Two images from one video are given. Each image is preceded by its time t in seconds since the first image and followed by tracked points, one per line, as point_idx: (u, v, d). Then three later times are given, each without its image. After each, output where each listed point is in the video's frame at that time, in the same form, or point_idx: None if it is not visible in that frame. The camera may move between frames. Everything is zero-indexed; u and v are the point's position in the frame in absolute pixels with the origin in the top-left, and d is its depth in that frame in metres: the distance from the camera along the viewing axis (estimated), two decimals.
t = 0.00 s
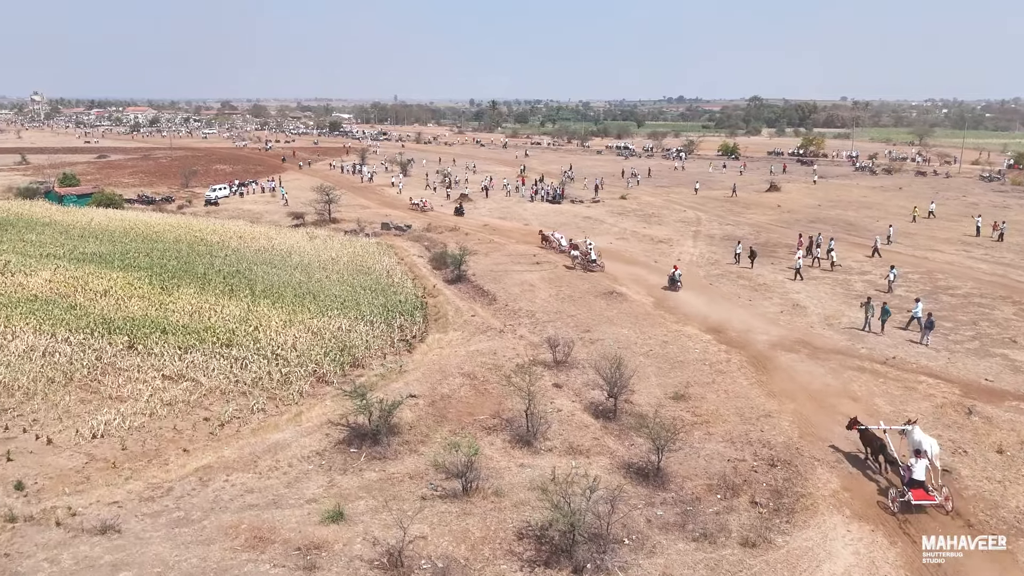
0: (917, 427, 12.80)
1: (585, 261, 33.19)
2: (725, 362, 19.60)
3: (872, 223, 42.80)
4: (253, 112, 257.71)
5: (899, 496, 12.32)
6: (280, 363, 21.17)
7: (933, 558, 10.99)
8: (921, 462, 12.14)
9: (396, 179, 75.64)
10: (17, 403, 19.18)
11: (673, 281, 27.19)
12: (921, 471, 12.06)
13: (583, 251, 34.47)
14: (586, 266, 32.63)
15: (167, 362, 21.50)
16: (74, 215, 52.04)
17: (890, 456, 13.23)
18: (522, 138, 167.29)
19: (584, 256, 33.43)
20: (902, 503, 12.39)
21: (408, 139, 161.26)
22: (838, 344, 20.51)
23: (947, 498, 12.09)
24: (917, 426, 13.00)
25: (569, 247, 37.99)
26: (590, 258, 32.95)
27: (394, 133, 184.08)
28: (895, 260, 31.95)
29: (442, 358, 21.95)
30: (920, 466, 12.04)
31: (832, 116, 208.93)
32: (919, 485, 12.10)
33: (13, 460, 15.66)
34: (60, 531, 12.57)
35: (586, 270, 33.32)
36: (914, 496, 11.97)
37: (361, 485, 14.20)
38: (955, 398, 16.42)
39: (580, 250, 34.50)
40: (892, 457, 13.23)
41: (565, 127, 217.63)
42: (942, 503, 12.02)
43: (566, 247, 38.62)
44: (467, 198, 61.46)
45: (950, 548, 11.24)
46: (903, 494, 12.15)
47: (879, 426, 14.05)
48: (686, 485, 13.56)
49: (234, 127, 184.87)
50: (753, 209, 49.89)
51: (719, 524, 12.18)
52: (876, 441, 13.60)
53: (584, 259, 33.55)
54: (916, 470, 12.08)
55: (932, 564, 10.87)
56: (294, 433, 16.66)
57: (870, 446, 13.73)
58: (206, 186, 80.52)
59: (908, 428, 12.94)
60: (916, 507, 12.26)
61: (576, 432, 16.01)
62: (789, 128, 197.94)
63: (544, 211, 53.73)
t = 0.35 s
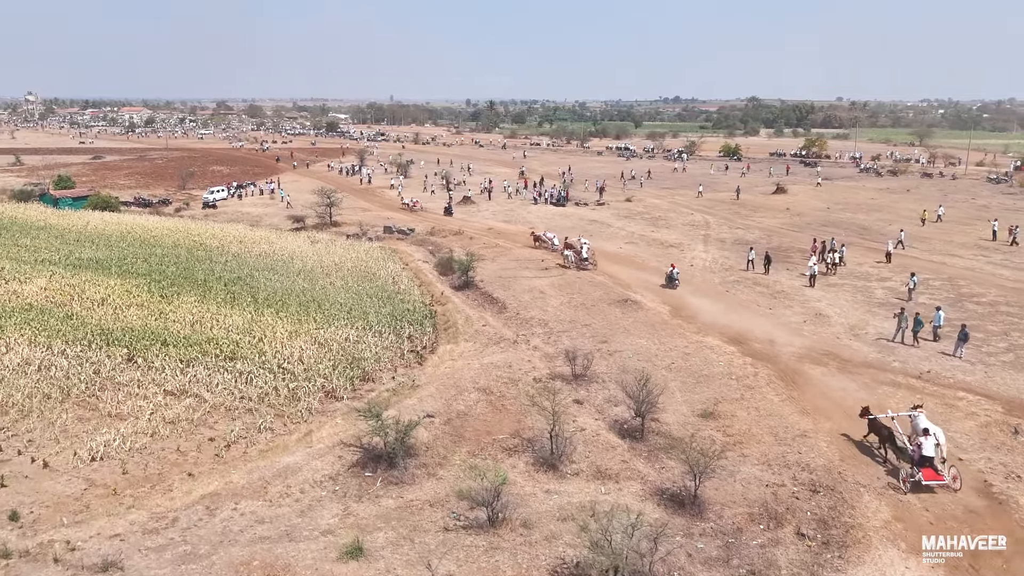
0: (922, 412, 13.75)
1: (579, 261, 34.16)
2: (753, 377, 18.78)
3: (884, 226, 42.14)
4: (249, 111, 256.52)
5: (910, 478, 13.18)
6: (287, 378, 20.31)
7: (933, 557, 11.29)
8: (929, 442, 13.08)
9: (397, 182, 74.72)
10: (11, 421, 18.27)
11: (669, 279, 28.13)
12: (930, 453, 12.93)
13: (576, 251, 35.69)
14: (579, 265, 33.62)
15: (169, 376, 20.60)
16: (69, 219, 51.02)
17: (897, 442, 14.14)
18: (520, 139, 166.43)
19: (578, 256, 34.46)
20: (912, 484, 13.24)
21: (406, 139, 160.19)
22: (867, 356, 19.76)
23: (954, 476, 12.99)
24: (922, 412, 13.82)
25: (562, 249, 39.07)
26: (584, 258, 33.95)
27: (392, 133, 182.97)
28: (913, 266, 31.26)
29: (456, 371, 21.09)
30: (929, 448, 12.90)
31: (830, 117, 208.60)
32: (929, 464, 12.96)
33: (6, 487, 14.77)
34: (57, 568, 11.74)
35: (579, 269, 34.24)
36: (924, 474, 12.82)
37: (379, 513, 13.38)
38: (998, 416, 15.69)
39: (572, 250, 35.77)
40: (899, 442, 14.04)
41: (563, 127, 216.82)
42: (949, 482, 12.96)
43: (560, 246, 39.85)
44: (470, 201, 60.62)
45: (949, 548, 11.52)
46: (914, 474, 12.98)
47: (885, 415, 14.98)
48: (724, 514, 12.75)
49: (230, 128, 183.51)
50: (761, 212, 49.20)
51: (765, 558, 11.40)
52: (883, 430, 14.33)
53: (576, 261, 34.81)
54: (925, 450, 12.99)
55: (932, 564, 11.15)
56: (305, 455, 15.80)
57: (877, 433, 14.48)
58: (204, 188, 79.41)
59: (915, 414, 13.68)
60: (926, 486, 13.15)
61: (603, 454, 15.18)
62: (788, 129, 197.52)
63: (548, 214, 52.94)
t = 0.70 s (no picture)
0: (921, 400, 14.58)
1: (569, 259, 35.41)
2: (781, 391, 18.01)
3: (892, 229, 41.65)
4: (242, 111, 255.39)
5: (914, 462, 13.92)
6: (292, 393, 19.42)
7: (934, 558, 11.49)
8: (930, 429, 13.89)
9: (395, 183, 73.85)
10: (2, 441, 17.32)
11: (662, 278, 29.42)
12: (932, 438, 13.69)
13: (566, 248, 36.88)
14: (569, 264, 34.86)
15: (168, 391, 19.70)
16: (61, 222, 49.90)
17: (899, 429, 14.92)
18: (515, 140, 165.65)
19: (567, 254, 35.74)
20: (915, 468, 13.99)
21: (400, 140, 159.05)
22: (897, 367, 19.07)
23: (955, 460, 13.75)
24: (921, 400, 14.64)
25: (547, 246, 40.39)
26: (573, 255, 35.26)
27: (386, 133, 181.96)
28: (927, 270, 30.71)
29: (469, 384, 20.25)
30: (931, 433, 13.63)
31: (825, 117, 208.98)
32: (930, 449, 13.75)
33: None
34: None
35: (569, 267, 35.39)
36: (927, 458, 13.59)
37: (398, 542, 12.63)
38: None
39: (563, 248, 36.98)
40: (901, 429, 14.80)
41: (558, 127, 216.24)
42: (949, 465, 13.72)
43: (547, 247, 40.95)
44: (470, 203, 59.79)
45: (951, 548, 11.73)
46: (917, 458, 13.76)
47: (886, 403, 15.81)
48: (768, 543, 11.99)
49: (222, 128, 181.83)
50: (766, 214, 48.64)
51: None
52: (887, 418, 15.09)
53: (566, 258, 36.08)
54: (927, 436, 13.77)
55: (931, 564, 11.38)
56: (316, 479, 14.98)
57: (881, 420, 15.21)
58: (197, 189, 78.22)
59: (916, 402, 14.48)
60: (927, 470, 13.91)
61: (633, 476, 14.41)
62: (782, 129, 197.80)
63: (550, 217, 52.20)
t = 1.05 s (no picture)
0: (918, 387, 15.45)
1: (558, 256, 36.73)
2: (811, 404, 17.34)
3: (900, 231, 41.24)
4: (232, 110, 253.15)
5: (913, 444, 14.71)
6: (299, 409, 18.54)
7: (933, 559, 11.56)
8: (929, 413, 14.72)
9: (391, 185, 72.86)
10: None
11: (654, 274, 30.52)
12: (931, 421, 14.51)
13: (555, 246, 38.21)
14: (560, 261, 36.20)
15: (169, 408, 18.77)
16: (51, 226, 48.62)
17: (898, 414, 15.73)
18: (509, 139, 164.70)
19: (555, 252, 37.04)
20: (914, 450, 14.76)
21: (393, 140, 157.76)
22: (928, 379, 18.46)
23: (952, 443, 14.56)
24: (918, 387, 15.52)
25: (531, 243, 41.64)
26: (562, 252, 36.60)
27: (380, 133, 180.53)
28: (942, 274, 30.23)
29: (484, 398, 19.44)
30: (931, 416, 14.44)
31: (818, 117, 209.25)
32: (930, 432, 14.55)
33: None
34: None
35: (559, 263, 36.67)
36: (928, 440, 14.40)
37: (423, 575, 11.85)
38: None
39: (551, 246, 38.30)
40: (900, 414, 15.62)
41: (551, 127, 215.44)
42: (947, 448, 14.52)
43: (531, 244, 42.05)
44: (469, 204, 58.97)
45: (949, 548, 11.83)
46: (917, 441, 14.56)
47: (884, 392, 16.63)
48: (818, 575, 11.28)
49: (213, 128, 179.77)
50: (770, 216, 48.16)
51: None
52: (886, 404, 15.92)
53: (556, 256, 37.37)
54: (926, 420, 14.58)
55: (931, 563, 11.45)
56: (330, 505, 14.14)
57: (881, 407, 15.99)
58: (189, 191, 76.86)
59: (914, 390, 15.34)
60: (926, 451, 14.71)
61: (668, 499, 13.62)
62: (776, 129, 197.90)
63: (552, 219, 51.47)
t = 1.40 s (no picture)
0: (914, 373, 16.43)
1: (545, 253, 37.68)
2: (846, 418, 16.65)
3: (908, 233, 40.85)
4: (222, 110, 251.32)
5: (911, 426, 15.71)
6: (308, 427, 17.65)
7: (933, 558, 11.64)
8: (926, 397, 15.72)
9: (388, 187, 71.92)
10: None
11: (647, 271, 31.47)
12: (928, 405, 15.50)
13: (544, 241, 38.82)
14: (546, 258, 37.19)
15: (171, 426, 17.85)
16: (42, 230, 47.43)
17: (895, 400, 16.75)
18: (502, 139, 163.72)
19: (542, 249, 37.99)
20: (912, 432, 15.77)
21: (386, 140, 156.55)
22: (964, 391, 17.85)
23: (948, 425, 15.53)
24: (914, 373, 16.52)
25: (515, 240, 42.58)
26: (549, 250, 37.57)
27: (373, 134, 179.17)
28: (958, 277, 29.75)
29: (502, 412, 18.64)
30: (928, 400, 15.42)
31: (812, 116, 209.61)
32: (927, 415, 15.56)
33: None
34: None
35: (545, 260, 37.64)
36: (924, 423, 15.41)
37: None
38: None
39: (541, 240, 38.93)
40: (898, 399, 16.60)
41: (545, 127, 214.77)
42: (943, 429, 15.52)
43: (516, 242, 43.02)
44: (469, 206, 58.15)
45: (950, 548, 11.89)
46: (915, 423, 15.57)
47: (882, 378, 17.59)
48: None
49: (204, 129, 177.86)
50: (775, 218, 47.67)
51: None
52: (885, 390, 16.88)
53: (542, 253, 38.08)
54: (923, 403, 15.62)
55: (931, 563, 11.53)
56: (347, 533, 13.33)
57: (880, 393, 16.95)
58: (182, 193, 75.57)
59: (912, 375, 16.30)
60: (923, 433, 15.70)
61: (708, 525, 12.87)
62: (770, 129, 198.03)
63: (554, 221, 50.76)
